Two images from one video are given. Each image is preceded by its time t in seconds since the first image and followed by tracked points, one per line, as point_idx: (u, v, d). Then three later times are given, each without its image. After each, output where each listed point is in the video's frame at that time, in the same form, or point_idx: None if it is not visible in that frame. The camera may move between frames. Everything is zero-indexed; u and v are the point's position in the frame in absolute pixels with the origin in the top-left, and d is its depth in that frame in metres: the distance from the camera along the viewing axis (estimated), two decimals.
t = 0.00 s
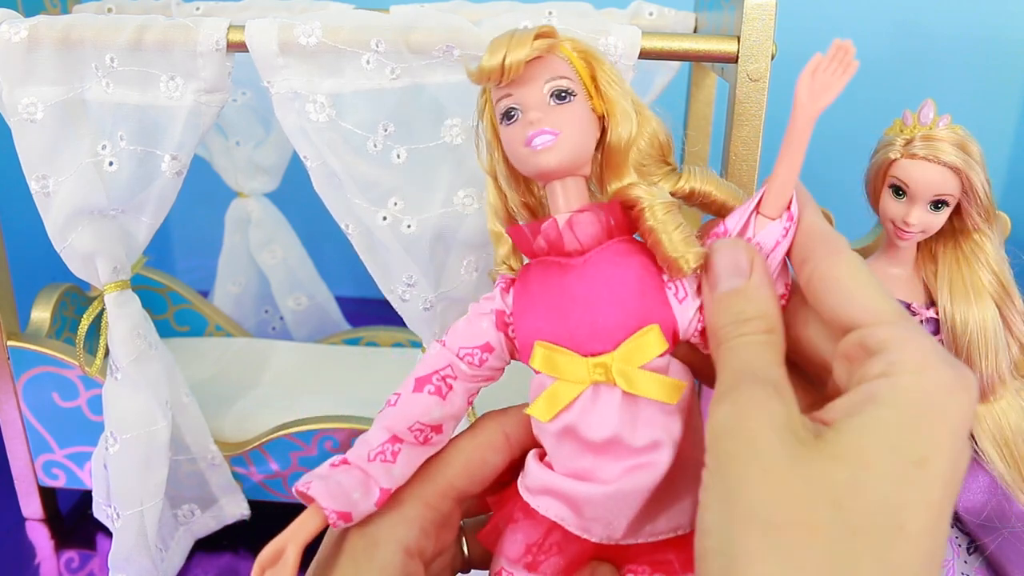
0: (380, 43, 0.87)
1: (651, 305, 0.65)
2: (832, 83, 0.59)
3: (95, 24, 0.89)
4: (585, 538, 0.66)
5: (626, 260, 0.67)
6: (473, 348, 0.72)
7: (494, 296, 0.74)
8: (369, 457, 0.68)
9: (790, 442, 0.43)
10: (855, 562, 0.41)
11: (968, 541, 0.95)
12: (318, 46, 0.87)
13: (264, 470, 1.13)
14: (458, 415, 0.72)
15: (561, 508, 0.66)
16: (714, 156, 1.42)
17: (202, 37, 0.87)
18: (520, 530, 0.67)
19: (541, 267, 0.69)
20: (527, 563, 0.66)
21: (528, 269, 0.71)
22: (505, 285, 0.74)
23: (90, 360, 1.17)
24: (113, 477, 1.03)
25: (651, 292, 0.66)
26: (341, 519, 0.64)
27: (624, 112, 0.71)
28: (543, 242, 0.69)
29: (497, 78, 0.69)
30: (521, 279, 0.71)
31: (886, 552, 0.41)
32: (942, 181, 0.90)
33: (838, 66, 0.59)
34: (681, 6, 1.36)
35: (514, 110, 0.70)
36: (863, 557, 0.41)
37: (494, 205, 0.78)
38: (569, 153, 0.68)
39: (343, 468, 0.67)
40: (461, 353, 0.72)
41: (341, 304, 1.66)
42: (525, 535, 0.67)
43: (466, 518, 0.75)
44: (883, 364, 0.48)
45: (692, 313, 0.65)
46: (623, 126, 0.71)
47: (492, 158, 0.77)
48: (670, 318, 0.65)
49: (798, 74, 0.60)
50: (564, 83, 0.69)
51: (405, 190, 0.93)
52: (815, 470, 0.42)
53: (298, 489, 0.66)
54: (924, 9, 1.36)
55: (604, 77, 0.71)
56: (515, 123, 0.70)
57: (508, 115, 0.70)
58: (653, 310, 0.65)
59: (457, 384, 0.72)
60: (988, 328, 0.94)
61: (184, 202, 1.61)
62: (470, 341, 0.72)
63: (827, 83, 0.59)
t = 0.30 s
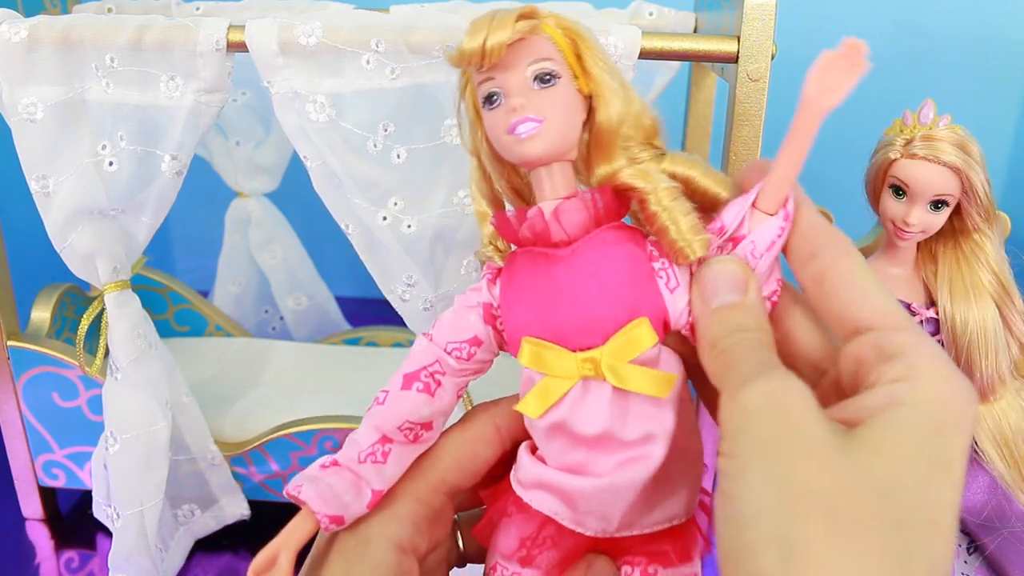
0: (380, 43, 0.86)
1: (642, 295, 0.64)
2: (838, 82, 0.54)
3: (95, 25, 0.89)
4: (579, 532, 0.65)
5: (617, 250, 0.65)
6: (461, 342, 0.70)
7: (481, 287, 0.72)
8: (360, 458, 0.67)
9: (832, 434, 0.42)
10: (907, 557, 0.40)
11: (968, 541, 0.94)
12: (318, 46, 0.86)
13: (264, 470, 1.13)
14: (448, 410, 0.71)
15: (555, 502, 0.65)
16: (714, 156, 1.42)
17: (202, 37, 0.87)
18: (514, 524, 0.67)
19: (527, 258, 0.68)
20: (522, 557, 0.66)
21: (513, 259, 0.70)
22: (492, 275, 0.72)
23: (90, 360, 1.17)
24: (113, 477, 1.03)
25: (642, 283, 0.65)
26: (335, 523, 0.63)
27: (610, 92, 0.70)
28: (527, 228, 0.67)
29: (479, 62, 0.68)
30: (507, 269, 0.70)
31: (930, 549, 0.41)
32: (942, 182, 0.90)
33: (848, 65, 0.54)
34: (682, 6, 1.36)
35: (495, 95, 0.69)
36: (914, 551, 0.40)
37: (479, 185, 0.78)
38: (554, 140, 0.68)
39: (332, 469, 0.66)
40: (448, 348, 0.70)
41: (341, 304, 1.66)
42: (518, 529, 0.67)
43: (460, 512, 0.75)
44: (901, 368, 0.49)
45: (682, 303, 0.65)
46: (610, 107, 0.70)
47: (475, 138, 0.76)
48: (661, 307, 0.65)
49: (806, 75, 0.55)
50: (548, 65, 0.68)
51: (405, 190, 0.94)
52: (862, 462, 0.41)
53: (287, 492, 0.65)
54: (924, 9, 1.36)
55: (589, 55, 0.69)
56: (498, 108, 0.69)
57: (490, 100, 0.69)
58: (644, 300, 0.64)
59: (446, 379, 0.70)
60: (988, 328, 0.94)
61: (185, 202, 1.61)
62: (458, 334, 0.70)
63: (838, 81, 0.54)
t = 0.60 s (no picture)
0: (380, 44, 0.87)
1: (685, 328, 0.58)
2: (879, 72, 0.53)
3: (95, 25, 0.89)
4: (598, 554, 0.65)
5: (659, 281, 0.58)
6: (485, 381, 0.61)
7: (500, 315, 0.61)
8: (386, 527, 0.62)
9: (874, 406, 0.46)
10: (927, 537, 0.44)
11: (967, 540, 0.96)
12: (319, 47, 0.87)
13: (264, 470, 1.14)
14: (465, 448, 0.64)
15: (574, 526, 0.64)
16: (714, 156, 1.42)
17: (202, 37, 0.87)
18: (526, 545, 0.66)
19: (556, 286, 0.60)
20: None
21: (536, 280, 0.61)
22: (513, 299, 0.61)
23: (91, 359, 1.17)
24: (114, 477, 1.03)
25: (688, 317, 0.58)
26: None
27: (655, 87, 0.60)
28: (559, 254, 0.60)
29: (516, 69, 0.56)
30: (530, 293, 0.60)
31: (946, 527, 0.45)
32: (941, 182, 0.90)
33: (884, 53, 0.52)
34: (682, 6, 1.36)
35: (532, 104, 0.57)
36: (933, 530, 0.45)
37: (475, 164, 0.66)
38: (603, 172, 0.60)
39: (355, 541, 0.61)
40: (471, 391, 0.61)
41: (342, 304, 1.66)
42: (531, 551, 0.66)
43: (465, 519, 0.74)
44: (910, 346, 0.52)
45: (725, 322, 0.59)
46: (656, 103, 0.60)
47: (473, 113, 0.63)
48: (701, 335, 0.59)
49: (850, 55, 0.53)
50: (596, 69, 0.57)
51: (405, 191, 0.94)
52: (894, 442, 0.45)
53: (307, 563, 0.61)
54: (924, 9, 1.37)
55: (636, 43, 0.59)
56: (535, 121, 0.58)
57: (523, 107, 0.58)
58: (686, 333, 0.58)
59: (469, 423, 0.62)
60: (987, 328, 0.94)
61: (185, 202, 1.61)
62: (479, 374, 0.61)
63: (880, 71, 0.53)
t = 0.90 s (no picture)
0: (380, 44, 0.86)
1: (659, 312, 0.62)
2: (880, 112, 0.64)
3: (95, 24, 0.89)
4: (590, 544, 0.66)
5: (631, 267, 0.62)
6: (464, 357, 0.65)
7: (484, 297, 0.66)
8: (362, 491, 0.63)
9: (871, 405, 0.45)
10: (927, 532, 0.43)
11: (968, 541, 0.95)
12: (319, 46, 0.87)
13: (264, 470, 1.14)
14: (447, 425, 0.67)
15: (565, 515, 0.65)
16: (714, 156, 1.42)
17: (202, 37, 0.87)
18: (521, 538, 0.67)
19: (537, 269, 0.64)
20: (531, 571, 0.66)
21: (521, 263, 0.66)
22: (498, 283, 0.66)
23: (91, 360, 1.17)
24: (114, 477, 1.03)
25: (660, 299, 0.62)
26: (340, 560, 0.61)
27: (635, 81, 0.67)
28: (540, 235, 0.64)
29: (490, 55, 0.63)
30: (512, 275, 0.66)
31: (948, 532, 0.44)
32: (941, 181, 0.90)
33: (888, 99, 0.64)
34: (681, 6, 1.36)
35: (510, 89, 0.64)
36: (931, 529, 0.43)
37: (476, 157, 0.74)
38: (577, 150, 0.65)
39: (330, 501, 0.63)
40: (451, 364, 0.65)
41: (341, 304, 1.66)
42: (525, 543, 0.67)
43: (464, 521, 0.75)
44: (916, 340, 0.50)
45: (706, 314, 0.63)
46: (638, 98, 0.67)
47: (472, 107, 0.71)
48: (677, 323, 0.62)
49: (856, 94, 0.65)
50: (570, 58, 0.64)
51: (405, 191, 0.94)
52: (890, 437, 0.44)
53: (287, 526, 0.62)
54: (924, 9, 1.37)
55: (615, 39, 0.66)
56: (512, 104, 0.65)
57: (502, 93, 0.65)
58: (660, 318, 0.62)
59: (449, 397, 0.66)
60: (987, 328, 0.94)
61: (185, 202, 1.61)
62: (459, 350, 0.65)
63: (879, 113, 0.64)
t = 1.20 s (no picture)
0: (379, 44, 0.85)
1: (592, 302, 0.57)
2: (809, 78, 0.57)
3: (93, 23, 0.88)
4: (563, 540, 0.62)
5: (568, 258, 0.58)
6: (412, 367, 0.62)
7: (426, 306, 0.63)
8: (323, 503, 0.61)
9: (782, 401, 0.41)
10: (866, 539, 0.37)
11: (969, 542, 0.94)
12: (318, 45, 0.86)
13: (264, 470, 1.14)
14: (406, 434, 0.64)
15: (533, 514, 0.61)
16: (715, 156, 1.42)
17: (201, 37, 0.87)
18: (496, 539, 0.65)
19: (468, 274, 0.61)
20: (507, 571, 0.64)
21: (455, 272, 0.62)
22: (436, 292, 0.63)
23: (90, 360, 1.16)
24: (113, 477, 1.03)
25: (593, 290, 0.57)
26: None
27: (541, 76, 0.61)
28: (464, 241, 0.60)
29: (395, 68, 0.57)
30: (448, 285, 0.62)
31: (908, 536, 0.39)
32: (942, 180, 0.90)
33: (819, 60, 0.57)
34: (682, 5, 1.36)
35: (413, 101, 0.59)
36: (870, 520, 0.38)
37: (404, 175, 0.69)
38: (488, 153, 0.60)
39: (293, 517, 0.60)
40: (400, 374, 0.62)
41: (341, 304, 1.66)
42: (501, 544, 0.64)
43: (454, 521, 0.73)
44: (865, 336, 0.46)
45: (642, 303, 0.57)
46: (546, 91, 0.60)
47: (394, 129, 0.65)
48: (613, 309, 0.57)
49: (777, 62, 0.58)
50: (468, 60, 0.58)
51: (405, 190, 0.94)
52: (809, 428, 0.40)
53: (254, 548, 0.60)
54: (924, 8, 1.36)
55: (513, 35, 0.60)
56: (418, 117, 0.60)
57: (407, 107, 0.60)
58: (593, 308, 0.57)
59: (402, 407, 0.63)
60: (989, 327, 0.93)
61: (185, 202, 1.61)
62: (405, 359, 0.62)
63: (805, 77, 0.57)
